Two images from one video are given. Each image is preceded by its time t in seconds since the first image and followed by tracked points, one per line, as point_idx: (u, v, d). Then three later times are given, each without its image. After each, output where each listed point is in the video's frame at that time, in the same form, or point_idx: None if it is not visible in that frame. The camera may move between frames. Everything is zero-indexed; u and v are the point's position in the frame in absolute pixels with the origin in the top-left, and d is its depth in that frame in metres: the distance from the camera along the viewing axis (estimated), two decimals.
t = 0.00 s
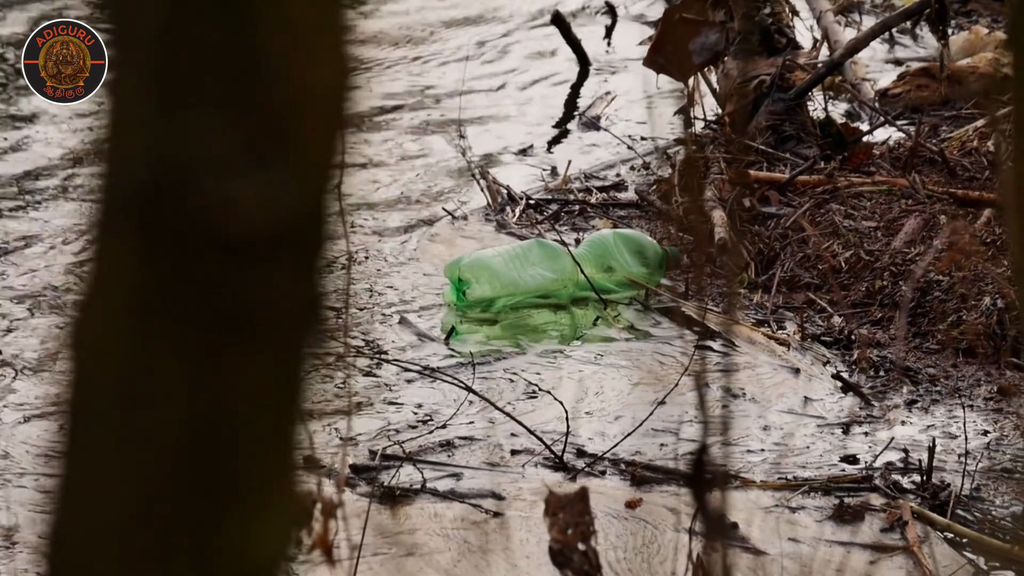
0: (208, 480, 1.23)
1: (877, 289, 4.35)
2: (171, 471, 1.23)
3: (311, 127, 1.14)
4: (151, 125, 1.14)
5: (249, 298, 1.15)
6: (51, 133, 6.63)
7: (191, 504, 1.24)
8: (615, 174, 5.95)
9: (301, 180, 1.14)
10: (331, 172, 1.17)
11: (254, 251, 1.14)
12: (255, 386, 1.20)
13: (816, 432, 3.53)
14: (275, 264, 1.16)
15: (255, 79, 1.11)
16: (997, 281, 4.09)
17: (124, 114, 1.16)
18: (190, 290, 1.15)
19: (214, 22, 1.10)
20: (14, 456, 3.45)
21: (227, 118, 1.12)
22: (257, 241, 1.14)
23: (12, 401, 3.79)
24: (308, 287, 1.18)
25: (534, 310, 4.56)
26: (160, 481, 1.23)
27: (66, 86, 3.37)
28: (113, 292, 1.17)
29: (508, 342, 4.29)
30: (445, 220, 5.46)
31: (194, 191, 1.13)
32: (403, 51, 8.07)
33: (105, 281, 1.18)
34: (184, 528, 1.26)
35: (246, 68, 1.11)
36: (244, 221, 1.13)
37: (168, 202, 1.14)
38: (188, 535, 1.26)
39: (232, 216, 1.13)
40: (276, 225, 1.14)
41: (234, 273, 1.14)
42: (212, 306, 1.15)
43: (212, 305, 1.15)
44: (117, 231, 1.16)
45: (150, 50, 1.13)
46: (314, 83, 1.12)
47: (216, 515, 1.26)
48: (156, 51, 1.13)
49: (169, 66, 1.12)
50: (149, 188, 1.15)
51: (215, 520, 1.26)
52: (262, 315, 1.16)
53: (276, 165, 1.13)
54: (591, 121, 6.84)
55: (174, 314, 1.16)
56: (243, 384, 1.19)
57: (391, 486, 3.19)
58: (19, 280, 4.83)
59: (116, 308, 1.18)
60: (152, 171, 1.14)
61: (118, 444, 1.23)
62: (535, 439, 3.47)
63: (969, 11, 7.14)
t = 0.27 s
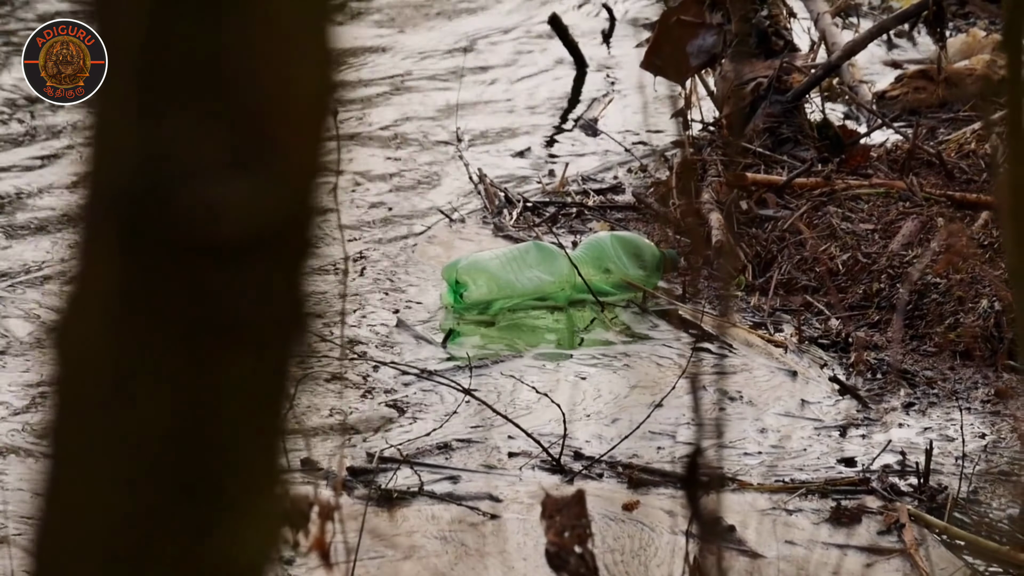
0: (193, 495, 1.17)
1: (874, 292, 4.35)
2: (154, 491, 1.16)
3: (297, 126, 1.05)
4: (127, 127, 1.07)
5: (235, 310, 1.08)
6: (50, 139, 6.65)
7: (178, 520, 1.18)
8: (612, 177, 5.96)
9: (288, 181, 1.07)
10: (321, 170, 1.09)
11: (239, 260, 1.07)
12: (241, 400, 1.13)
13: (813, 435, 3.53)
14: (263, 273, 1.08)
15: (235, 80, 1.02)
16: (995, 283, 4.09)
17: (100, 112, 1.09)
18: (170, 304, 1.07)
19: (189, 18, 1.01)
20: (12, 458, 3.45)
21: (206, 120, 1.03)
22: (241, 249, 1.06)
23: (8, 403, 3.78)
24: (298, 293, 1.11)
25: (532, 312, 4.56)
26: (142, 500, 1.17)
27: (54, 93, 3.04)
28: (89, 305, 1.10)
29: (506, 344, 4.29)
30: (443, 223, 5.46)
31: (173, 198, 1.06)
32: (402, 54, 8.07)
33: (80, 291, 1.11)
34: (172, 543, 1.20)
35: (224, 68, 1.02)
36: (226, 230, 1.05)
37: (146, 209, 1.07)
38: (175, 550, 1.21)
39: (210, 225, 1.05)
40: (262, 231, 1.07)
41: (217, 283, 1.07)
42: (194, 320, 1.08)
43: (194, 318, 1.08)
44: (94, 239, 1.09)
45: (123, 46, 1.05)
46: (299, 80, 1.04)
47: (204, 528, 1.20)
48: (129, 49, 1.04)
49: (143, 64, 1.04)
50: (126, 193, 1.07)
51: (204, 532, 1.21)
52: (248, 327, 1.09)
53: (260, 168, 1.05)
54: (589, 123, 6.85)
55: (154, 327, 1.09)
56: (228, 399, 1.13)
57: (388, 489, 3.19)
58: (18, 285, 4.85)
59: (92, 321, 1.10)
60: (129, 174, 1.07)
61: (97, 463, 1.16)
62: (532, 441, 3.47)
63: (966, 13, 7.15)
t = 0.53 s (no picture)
0: (182, 487, 1.23)
1: (874, 295, 4.34)
2: (145, 483, 1.22)
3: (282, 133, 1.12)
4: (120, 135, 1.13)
5: (222, 308, 1.15)
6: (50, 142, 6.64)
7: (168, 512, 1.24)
8: (612, 180, 5.95)
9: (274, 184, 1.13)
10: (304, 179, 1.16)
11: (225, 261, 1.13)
12: (228, 396, 1.19)
13: (812, 437, 3.52)
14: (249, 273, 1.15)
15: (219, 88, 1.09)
16: (995, 286, 4.09)
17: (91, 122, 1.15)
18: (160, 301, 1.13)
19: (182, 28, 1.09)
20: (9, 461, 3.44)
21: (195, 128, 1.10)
22: (228, 249, 1.13)
23: (8, 406, 3.78)
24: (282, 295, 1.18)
25: (531, 315, 4.56)
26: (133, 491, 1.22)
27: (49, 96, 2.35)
28: (81, 303, 1.16)
29: (505, 348, 4.29)
30: (443, 226, 5.45)
31: (164, 201, 1.12)
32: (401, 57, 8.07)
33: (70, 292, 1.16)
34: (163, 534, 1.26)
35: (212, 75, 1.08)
36: (214, 230, 1.11)
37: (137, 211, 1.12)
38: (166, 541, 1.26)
39: (198, 225, 1.11)
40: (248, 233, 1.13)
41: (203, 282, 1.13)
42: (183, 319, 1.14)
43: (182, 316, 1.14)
44: (84, 244, 1.14)
45: (115, 57, 1.12)
46: (283, 90, 1.11)
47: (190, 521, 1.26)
48: (123, 62, 1.11)
49: (133, 74, 1.11)
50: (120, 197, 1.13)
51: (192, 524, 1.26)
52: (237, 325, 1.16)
53: (247, 175, 1.12)
54: (589, 126, 6.85)
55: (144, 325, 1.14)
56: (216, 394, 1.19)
57: (388, 491, 3.19)
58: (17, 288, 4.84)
59: (84, 318, 1.16)
60: (120, 179, 1.13)
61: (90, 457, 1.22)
62: (531, 444, 3.47)
63: (966, 16, 7.15)
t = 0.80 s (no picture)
0: (174, 486, 1.24)
1: (876, 298, 4.34)
2: (136, 481, 1.23)
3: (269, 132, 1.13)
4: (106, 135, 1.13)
5: (210, 307, 1.15)
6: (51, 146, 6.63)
7: (160, 509, 1.24)
8: (614, 183, 5.95)
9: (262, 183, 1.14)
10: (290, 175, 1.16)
11: (215, 260, 1.14)
12: (215, 394, 1.20)
13: (814, 441, 3.52)
14: (238, 271, 1.15)
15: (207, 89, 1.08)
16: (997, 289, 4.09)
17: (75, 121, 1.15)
18: (151, 302, 1.14)
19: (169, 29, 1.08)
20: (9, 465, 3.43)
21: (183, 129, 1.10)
22: (216, 249, 1.13)
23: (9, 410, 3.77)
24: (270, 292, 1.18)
25: (532, 319, 4.56)
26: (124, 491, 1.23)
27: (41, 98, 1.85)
28: (70, 305, 1.16)
29: (506, 351, 4.29)
30: (444, 230, 5.45)
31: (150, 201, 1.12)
32: (403, 62, 8.08)
33: (59, 295, 1.16)
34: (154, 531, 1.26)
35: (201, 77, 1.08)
36: (203, 230, 1.12)
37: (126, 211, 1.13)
38: (157, 539, 1.27)
39: (188, 226, 1.12)
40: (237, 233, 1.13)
41: (193, 282, 1.14)
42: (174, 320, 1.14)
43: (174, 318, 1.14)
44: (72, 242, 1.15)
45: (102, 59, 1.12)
46: (270, 89, 1.11)
47: (181, 517, 1.26)
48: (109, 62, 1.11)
49: (119, 75, 1.11)
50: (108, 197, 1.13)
51: (183, 521, 1.27)
52: (226, 323, 1.16)
53: (232, 174, 1.12)
54: (591, 130, 6.85)
55: (134, 327, 1.15)
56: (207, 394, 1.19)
57: (389, 494, 3.19)
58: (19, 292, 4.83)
59: (73, 316, 1.17)
60: (108, 178, 1.13)
61: (83, 456, 1.22)
62: (533, 448, 3.47)
63: (967, 20, 7.15)
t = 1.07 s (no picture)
0: (163, 498, 1.18)
1: (878, 302, 4.34)
2: (125, 492, 1.17)
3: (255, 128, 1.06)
4: (90, 127, 1.08)
5: (196, 312, 1.09)
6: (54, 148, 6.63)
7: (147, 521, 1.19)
8: (617, 187, 5.95)
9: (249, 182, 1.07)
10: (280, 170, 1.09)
11: (198, 263, 1.07)
12: (203, 403, 1.13)
13: (816, 444, 3.52)
14: (224, 276, 1.09)
15: (186, 82, 1.02)
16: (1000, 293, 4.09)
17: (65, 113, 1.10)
18: (131, 307, 1.08)
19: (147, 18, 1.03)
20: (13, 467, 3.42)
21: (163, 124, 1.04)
22: (202, 251, 1.07)
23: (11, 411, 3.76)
24: (260, 298, 1.11)
25: (535, 323, 4.56)
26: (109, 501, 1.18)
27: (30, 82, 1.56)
28: (51, 307, 1.10)
29: (509, 355, 4.29)
30: (447, 233, 5.46)
31: (136, 200, 1.07)
32: (406, 64, 8.08)
33: (41, 294, 1.11)
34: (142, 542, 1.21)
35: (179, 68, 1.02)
36: (187, 232, 1.06)
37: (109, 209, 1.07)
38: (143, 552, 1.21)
39: (173, 225, 1.05)
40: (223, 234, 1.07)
41: (180, 285, 1.07)
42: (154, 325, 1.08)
43: (154, 324, 1.08)
44: (57, 241, 1.09)
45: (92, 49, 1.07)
46: (253, 82, 1.04)
47: (172, 529, 1.21)
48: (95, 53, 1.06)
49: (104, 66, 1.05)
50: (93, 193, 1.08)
51: (172, 532, 1.21)
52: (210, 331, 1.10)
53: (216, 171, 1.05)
54: (593, 134, 6.85)
55: (114, 332, 1.09)
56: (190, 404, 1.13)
57: (392, 499, 3.19)
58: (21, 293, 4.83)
59: (55, 321, 1.11)
60: (92, 175, 1.08)
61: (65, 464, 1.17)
62: (536, 451, 3.47)
63: (970, 24, 7.16)
